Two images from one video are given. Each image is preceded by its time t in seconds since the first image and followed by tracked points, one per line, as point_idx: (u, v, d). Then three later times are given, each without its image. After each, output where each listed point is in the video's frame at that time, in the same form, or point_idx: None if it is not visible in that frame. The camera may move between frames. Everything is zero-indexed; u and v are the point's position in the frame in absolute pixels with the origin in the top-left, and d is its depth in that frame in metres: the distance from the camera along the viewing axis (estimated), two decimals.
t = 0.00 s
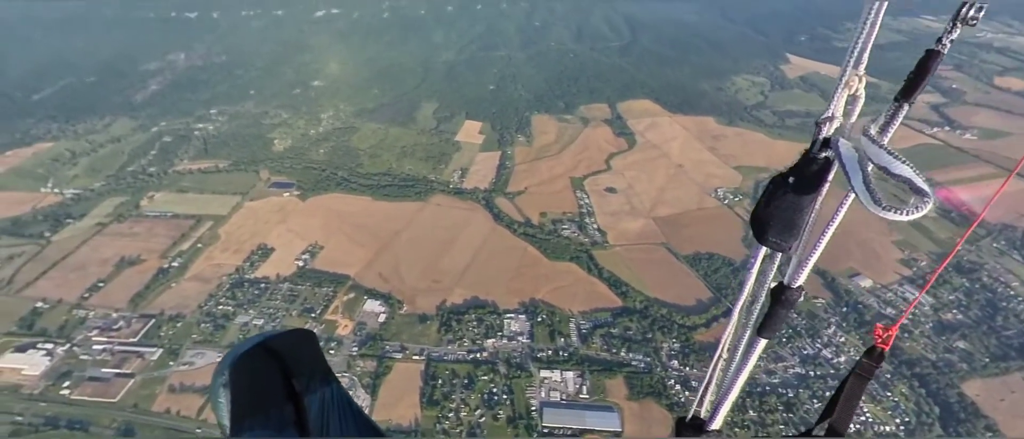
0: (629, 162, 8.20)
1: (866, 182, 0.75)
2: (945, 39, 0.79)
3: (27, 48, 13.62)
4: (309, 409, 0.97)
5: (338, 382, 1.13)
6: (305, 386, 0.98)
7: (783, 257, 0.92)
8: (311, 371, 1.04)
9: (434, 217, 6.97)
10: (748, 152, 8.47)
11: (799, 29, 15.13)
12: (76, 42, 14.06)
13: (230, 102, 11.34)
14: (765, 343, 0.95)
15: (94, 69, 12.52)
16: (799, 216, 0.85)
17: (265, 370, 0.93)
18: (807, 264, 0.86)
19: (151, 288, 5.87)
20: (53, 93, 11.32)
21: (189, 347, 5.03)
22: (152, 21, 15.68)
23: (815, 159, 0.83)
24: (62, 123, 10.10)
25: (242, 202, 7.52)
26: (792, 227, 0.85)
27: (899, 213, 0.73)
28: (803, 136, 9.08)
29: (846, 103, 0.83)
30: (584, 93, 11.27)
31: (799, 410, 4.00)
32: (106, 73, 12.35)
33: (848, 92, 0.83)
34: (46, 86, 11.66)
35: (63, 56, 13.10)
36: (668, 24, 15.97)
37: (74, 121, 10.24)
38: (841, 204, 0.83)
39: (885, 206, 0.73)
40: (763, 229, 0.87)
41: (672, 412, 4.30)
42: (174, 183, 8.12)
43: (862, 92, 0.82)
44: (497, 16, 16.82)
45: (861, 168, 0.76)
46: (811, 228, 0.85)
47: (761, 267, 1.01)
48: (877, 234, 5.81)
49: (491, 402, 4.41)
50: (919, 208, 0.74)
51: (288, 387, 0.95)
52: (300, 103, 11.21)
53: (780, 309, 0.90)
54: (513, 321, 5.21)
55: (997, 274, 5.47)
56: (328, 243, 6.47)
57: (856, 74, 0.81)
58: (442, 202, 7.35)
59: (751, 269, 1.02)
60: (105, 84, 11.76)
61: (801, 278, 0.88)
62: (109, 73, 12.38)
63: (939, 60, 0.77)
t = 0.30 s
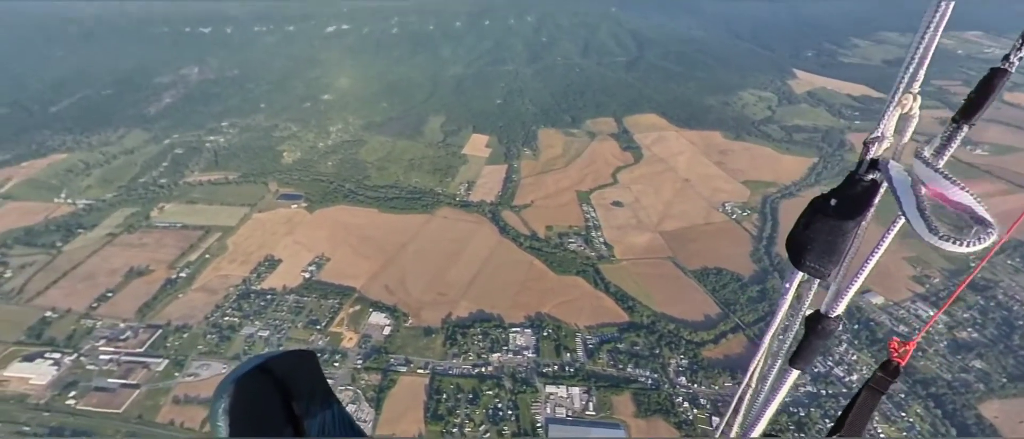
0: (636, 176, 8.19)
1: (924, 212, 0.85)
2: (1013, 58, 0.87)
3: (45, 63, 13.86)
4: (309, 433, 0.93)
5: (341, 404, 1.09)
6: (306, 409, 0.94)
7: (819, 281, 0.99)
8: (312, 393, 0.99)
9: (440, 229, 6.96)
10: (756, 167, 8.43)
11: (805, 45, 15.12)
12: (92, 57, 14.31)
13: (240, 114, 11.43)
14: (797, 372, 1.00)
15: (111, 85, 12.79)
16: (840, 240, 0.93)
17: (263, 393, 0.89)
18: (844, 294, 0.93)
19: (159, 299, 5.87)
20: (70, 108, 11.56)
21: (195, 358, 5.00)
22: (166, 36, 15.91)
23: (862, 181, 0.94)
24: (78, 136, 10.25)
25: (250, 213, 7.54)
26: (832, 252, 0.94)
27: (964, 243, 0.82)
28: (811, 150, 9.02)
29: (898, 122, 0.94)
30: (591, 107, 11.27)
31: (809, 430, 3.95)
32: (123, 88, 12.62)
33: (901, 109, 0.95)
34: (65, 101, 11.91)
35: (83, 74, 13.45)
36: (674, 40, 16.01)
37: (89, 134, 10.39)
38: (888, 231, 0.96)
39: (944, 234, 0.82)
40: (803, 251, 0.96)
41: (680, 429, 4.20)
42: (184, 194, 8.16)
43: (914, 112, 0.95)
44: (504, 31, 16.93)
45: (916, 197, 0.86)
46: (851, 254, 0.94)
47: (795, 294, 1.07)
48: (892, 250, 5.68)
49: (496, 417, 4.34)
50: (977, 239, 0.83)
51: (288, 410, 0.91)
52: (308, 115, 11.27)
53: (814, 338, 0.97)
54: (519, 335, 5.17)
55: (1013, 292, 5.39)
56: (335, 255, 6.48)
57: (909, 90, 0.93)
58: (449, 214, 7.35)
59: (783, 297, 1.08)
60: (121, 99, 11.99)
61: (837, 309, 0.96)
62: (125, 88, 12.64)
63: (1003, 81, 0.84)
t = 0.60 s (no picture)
0: (642, 190, 8.17)
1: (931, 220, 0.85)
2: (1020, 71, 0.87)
3: (62, 78, 14.10)
4: None
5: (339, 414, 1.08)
6: (299, 418, 0.94)
7: (828, 293, 0.99)
8: (308, 402, 0.99)
9: (445, 242, 6.95)
10: (763, 183, 8.39)
11: (811, 62, 15.11)
12: (109, 74, 14.57)
13: (249, 127, 11.51)
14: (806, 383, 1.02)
15: (125, 99, 12.97)
16: (852, 248, 0.92)
17: (255, 402, 0.90)
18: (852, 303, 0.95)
19: (165, 309, 5.86)
20: (85, 121, 11.71)
21: (198, 370, 4.96)
22: (180, 51, 16.14)
23: (873, 190, 0.93)
24: (91, 148, 10.37)
25: (257, 224, 7.54)
26: (843, 261, 0.93)
27: (976, 251, 0.82)
28: (818, 166, 8.99)
29: (911, 131, 0.93)
30: (597, 122, 11.27)
31: None
32: (136, 101, 12.78)
33: (913, 121, 0.94)
34: (80, 114, 12.07)
35: (99, 89, 13.68)
36: (679, 56, 16.05)
37: (102, 147, 10.51)
38: (895, 245, 0.93)
39: (955, 242, 0.82)
40: (813, 259, 0.95)
41: None
42: (193, 205, 8.19)
43: (928, 121, 0.94)
44: (511, 47, 17.03)
45: (927, 205, 0.86)
46: (862, 264, 0.92)
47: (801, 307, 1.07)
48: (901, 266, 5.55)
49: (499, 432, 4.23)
50: (992, 242, 0.83)
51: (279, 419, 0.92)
52: (317, 129, 11.33)
53: (824, 349, 1.00)
54: (523, 350, 5.12)
55: None
56: (340, 267, 6.47)
57: (922, 102, 0.92)
58: (454, 227, 7.33)
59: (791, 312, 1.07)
60: (135, 112, 12.14)
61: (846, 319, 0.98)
62: (139, 102, 12.80)
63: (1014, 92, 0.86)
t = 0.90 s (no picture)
0: (648, 205, 8.14)
1: (913, 265, 0.92)
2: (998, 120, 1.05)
3: (77, 93, 14.31)
4: None
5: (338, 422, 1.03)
6: (292, 418, 0.89)
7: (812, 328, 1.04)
8: (305, 406, 0.94)
9: (451, 256, 6.93)
10: (770, 199, 8.35)
11: (817, 78, 15.12)
12: (122, 90, 14.77)
13: (258, 140, 11.58)
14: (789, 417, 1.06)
15: (137, 113, 13.10)
16: (835, 285, 1.00)
17: (250, 400, 0.88)
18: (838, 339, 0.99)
19: (170, 321, 5.84)
20: (97, 134, 11.83)
21: (201, 382, 4.89)
22: (191, 66, 16.32)
23: (857, 229, 1.02)
24: (103, 161, 10.46)
25: (264, 237, 7.55)
26: (826, 295, 1.00)
27: (953, 297, 0.91)
28: (824, 182, 8.93)
29: (892, 175, 1.01)
30: (603, 138, 11.27)
31: None
32: (148, 115, 12.90)
33: (895, 165, 1.02)
34: (92, 128, 12.19)
35: (112, 104, 13.83)
36: (684, 73, 16.10)
37: (113, 159, 10.60)
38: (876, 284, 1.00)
39: (935, 287, 0.90)
40: (799, 294, 1.02)
41: None
42: (201, 217, 8.21)
43: (908, 167, 1.02)
44: (518, 63, 17.13)
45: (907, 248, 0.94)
46: (845, 299, 0.99)
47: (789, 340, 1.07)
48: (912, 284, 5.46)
49: None
50: (968, 290, 0.91)
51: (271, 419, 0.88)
52: (324, 142, 11.37)
53: (808, 385, 1.04)
54: (528, 366, 5.07)
55: None
56: (345, 280, 6.45)
57: (903, 148, 1.02)
58: (459, 241, 7.32)
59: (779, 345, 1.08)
60: (146, 126, 12.25)
61: (829, 356, 1.01)
62: (150, 115, 12.92)
63: (986, 141, 1.00)
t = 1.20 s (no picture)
0: (653, 218, 8.11)
1: (918, 312, 0.79)
2: (1004, 170, 0.85)
3: (89, 105, 14.47)
4: None
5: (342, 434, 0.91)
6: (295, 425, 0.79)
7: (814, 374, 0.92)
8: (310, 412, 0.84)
9: (455, 269, 6.89)
10: (776, 213, 8.30)
11: (821, 93, 15.12)
12: (134, 101, 14.92)
13: (265, 152, 11.62)
14: None
15: (147, 124, 13.20)
16: (836, 332, 0.86)
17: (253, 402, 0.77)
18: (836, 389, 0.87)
19: (174, 332, 5.81)
20: (108, 145, 11.91)
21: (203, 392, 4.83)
22: (202, 79, 16.48)
23: (860, 274, 0.87)
24: (112, 171, 10.53)
25: (269, 248, 7.54)
26: (828, 342, 0.87)
27: (961, 351, 0.78)
28: (831, 197, 8.89)
29: (898, 220, 0.89)
30: (607, 151, 11.26)
31: None
32: (158, 126, 13.00)
33: (900, 210, 0.90)
34: (103, 139, 12.29)
35: (122, 115, 13.95)
36: (689, 87, 16.14)
37: (123, 170, 10.67)
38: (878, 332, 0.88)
39: (941, 341, 0.77)
40: (797, 340, 0.89)
41: None
42: (207, 228, 8.22)
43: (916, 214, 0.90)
44: (523, 77, 17.20)
45: (908, 298, 0.81)
46: (848, 348, 0.85)
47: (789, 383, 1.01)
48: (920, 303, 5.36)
49: None
50: (973, 348, 0.78)
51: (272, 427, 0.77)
52: (331, 154, 11.41)
53: (807, 432, 0.92)
54: (532, 381, 5.02)
55: None
56: (349, 292, 6.42)
57: (908, 193, 0.90)
58: (463, 253, 7.30)
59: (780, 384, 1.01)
60: (156, 137, 12.34)
61: (829, 402, 0.90)
62: (160, 126, 13.02)
63: (994, 189, 0.84)
